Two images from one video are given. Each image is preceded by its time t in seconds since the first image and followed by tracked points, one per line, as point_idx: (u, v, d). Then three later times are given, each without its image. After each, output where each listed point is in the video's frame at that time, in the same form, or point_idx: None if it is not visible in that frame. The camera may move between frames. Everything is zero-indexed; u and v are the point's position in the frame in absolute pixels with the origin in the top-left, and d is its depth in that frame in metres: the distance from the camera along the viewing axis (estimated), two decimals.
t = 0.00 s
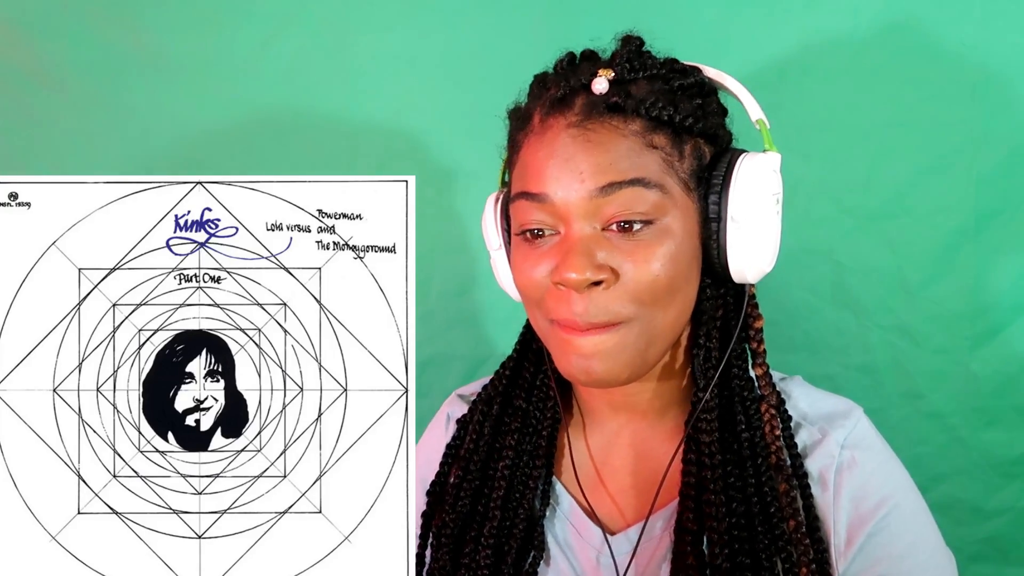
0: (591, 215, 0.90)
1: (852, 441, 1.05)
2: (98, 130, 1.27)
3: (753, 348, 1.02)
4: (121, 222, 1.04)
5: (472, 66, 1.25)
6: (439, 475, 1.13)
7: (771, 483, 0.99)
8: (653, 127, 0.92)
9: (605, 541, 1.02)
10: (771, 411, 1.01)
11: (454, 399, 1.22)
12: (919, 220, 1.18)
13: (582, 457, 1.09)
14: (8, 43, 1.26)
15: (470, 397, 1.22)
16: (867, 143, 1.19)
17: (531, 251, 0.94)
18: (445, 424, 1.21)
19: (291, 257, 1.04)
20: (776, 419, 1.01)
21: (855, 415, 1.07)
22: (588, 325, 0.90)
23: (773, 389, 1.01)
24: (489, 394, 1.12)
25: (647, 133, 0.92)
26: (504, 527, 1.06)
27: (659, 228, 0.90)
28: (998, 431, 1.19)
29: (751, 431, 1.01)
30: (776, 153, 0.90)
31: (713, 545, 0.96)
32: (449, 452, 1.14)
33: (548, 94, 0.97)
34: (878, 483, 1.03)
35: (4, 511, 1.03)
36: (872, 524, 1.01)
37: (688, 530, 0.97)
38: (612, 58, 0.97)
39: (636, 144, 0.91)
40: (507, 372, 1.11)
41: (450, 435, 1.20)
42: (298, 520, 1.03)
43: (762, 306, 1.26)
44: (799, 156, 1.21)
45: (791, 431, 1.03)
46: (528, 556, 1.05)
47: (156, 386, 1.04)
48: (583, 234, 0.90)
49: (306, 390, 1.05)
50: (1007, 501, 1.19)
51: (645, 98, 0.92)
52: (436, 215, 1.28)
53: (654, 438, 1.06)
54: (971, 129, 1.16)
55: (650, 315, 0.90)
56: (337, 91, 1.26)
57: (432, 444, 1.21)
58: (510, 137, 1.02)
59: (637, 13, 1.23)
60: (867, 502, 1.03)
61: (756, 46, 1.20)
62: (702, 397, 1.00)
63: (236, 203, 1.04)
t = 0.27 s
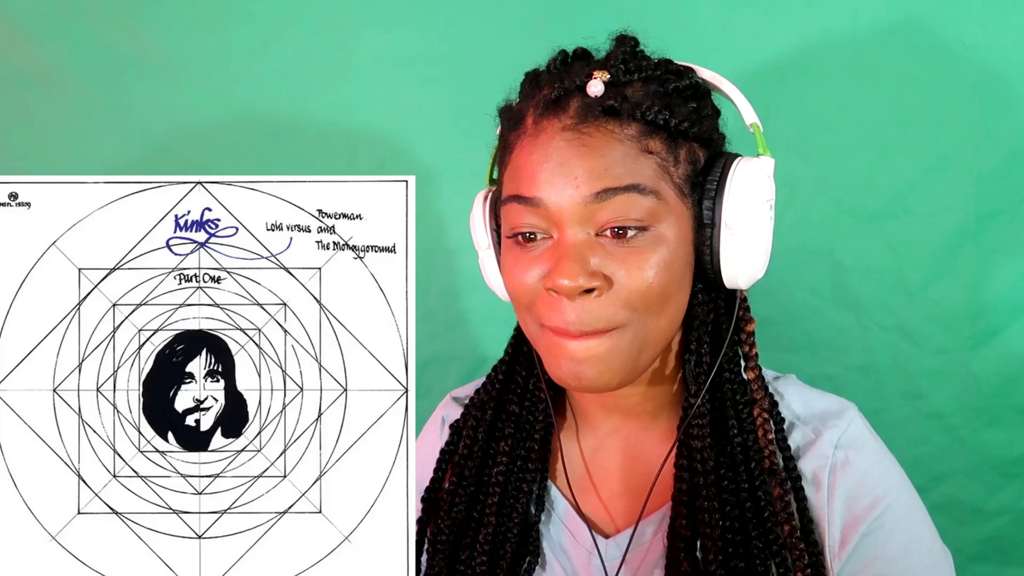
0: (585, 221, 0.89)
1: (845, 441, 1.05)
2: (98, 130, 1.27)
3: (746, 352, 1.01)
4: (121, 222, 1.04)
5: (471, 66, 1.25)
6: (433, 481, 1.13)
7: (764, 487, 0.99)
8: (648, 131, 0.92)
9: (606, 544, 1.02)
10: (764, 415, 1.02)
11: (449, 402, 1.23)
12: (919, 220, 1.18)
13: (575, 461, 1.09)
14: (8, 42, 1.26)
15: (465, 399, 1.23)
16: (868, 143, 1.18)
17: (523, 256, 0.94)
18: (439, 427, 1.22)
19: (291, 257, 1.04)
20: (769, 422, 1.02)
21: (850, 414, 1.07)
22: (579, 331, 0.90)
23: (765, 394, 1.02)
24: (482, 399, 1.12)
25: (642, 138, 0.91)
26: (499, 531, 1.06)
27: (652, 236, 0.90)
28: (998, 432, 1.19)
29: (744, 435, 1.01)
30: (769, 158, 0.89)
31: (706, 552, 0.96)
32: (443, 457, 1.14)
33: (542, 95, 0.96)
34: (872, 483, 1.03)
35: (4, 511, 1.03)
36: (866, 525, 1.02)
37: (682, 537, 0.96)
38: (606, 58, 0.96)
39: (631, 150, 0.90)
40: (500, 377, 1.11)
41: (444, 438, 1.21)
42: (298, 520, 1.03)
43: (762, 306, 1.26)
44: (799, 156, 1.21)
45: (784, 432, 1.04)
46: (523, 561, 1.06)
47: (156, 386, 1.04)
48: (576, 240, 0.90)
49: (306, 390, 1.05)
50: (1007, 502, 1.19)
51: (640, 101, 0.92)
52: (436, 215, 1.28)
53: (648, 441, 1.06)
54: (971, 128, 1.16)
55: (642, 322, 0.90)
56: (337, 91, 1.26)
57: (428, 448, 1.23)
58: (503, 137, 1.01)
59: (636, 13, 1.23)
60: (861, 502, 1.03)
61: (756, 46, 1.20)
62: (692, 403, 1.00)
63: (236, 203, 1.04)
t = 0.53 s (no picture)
0: (606, 218, 0.89)
1: (847, 440, 1.05)
2: (98, 130, 1.27)
3: (752, 357, 1.01)
4: (121, 221, 1.04)
5: (471, 66, 1.25)
6: (443, 473, 1.13)
7: (769, 488, 0.99)
8: (676, 137, 0.92)
9: (603, 537, 1.03)
10: (769, 420, 1.01)
11: (457, 399, 1.22)
12: (918, 220, 1.18)
13: (578, 456, 1.10)
14: (8, 42, 1.26)
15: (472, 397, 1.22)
16: (867, 143, 1.19)
17: (541, 247, 0.94)
18: (447, 423, 1.20)
19: (291, 257, 1.04)
20: (774, 426, 1.01)
21: (850, 413, 1.07)
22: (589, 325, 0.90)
23: (770, 397, 1.01)
24: (493, 389, 1.12)
25: (670, 142, 0.91)
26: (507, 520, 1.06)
27: (673, 239, 0.90)
28: (998, 432, 1.19)
29: (748, 437, 1.01)
30: (788, 173, 0.89)
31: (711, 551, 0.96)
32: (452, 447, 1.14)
33: (574, 90, 0.96)
34: (872, 481, 1.03)
35: (4, 511, 1.03)
36: (867, 522, 1.02)
37: (686, 535, 0.96)
38: (643, 59, 0.96)
39: (659, 152, 0.90)
40: (510, 367, 1.11)
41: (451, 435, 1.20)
42: (298, 520, 1.03)
43: (762, 306, 1.26)
44: (799, 156, 1.21)
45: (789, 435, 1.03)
46: (529, 553, 1.05)
47: (156, 386, 1.04)
48: (596, 235, 0.90)
49: (306, 390, 1.05)
50: (1007, 502, 1.19)
51: (672, 106, 0.92)
52: (436, 215, 1.28)
53: (651, 439, 1.06)
54: (971, 128, 1.16)
55: (653, 321, 0.91)
56: (337, 91, 1.26)
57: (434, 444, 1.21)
58: (530, 127, 1.01)
59: (637, 13, 1.23)
60: (862, 499, 1.03)
61: (756, 47, 1.21)
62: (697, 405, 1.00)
63: (236, 203, 1.04)
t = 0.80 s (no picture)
0: (600, 218, 0.89)
1: (842, 441, 1.05)
2: (98, 130, 1.27)
3: (748, 364, 1.01)
4: (121, 221, 1.04)
5: (471, 66, 1.25)
6: (436, 472, 1.14)
7: (764, 499, 0.99)
8: (674, 138, 0.92)
9: (588, 537, 1.03)
10: (765, 428, 1.01)
11: (449, 400, 1.23)
12: (918, 220, 1.18)
13: (569, 460, 1.10)
14: (8, 42, 1.26)
15: (464, 397, 1.23)
16: (867, 143, 1.19)
17: (533, 243, 0.94)
18: (439, 424, 1.21)
19: (291, 257, 1.04)
20: (770, 435, 1.01)
21: (846, 414, 1.07)
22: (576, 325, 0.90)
23: (767, 405, 1.02)
24: (488, 387, 1.12)
25: (668, 143, 0.91)
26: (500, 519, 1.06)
27: (664, 241, 0.90)
28: (998, 431, 1.19)
29: (744, 445, 1.01)
30: (789, 179, 0.89)
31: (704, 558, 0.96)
32: (447, 445, 1.15)
33: (574, 86, 0.96)
34: (868, 483, 1.03)
35: (4, 511, 1.03)
36: (862, 524, 1.02)
37: (679, 543, 0.96)
38: (646, 58, 0.95)
39: (655, 154, 0.90)
40: (505, 365, 1.11)
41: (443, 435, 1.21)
42: (298, 520, 1.03)
43: (762, 306, 1.26)
44: (799, 156, 1.21)
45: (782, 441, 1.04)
46: (522, 555, 1.05)
47: (156, 386, 1.04)
48: (588, 234, 0.90)
49: (306, 390, 1.05)
50: (1007, 501, 1.19)
51: (673, 107, 0.92)
52: (436, 215, 1.28)
53: (642, 440, 1.06)
54: (971, 128, 1.16)
55: (641, 322, 0.91)
56: (337, 91, 1.26)
57: (427, 445, 1.22)
58: (529, 121, 1.01)
59: (637, 13, 1.23)
60: (858, 501, 1.03)
61: (756, 47, 1.21)
62: (690, 411, 1.00)
63: (236, 203, 1.04)
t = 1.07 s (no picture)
0: (586, 221, 0.89)
1: (841, 441, 1.05)
2: (99, 130, 1.27)
3: (748, 365, 1.02)
4: (121, 221, 1.04)
5: (471, 66, 1.25)
6: (436, 472, 1.14)
7: (763, 500, 0.99)
8: (661, 138, 0.91)
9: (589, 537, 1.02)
10: (764, 429, 1.01)
11: (449, 401, 1.23)
12: (918, 220, 1.18)
13: (568, 462, 1.10)
14: (8, 42, 1.26)
15: (464, 398, 1.23)
16: (868, 143, 1.18)
17: (521, 246, 0.94)
18: (439, 426, 1.21)
19: (291, 257, 1.04)
20: (769, 436, 1.01)
21: (845, 414, 1.07)
22: (565, 328, 0.90)
23: (766, 406, 1.02)
24: (487, 387, 1.12)
25: (654, 145, 0.91)
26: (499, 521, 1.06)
27: (651, 243, 0.90)
28: (998, 431, 1.19)
29: (743, 447, 1.01)
30: (782, 176, 0.89)
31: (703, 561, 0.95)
32: (447, 446, 1.15)
33: (560, 89, 0.96)
34: (867, 482, 1.03)
35: (4, 511, 1.03)
36: (862, 524, 1.01)
37: (677, 545, 0.96)
38: (631, 59, 0.95)
39: (640, 156, 0.90)
40: (504, 366, 1.11)
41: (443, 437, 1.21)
42: (298, 520, 1.04)
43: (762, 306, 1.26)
44: (800, 156, 1.21)
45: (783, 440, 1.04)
46: (521, 556, 1.05)
47: (156, 386, 1.04)
48: (574, 238, 0.89)
49: (306, 390, 1.05)
50: (1007, 502, 1.19)
51: (657, 108, 0.92)
52: (436, 215, 1.28)
53: (640, 441, 1.07)
54: (971, 128, 1.16)
55: (630, 325, 0.91)
56: (337, 91, 1.26)
57: (426, 447, 1.22)
58: (519, 125, 1.01)
59: (637, 13, 1.23)
60: (857, 501, 1.03)
61: (756, 46, 1.20)
62: (687, 413, 1.00)
63: (236, 203, 1.04)
